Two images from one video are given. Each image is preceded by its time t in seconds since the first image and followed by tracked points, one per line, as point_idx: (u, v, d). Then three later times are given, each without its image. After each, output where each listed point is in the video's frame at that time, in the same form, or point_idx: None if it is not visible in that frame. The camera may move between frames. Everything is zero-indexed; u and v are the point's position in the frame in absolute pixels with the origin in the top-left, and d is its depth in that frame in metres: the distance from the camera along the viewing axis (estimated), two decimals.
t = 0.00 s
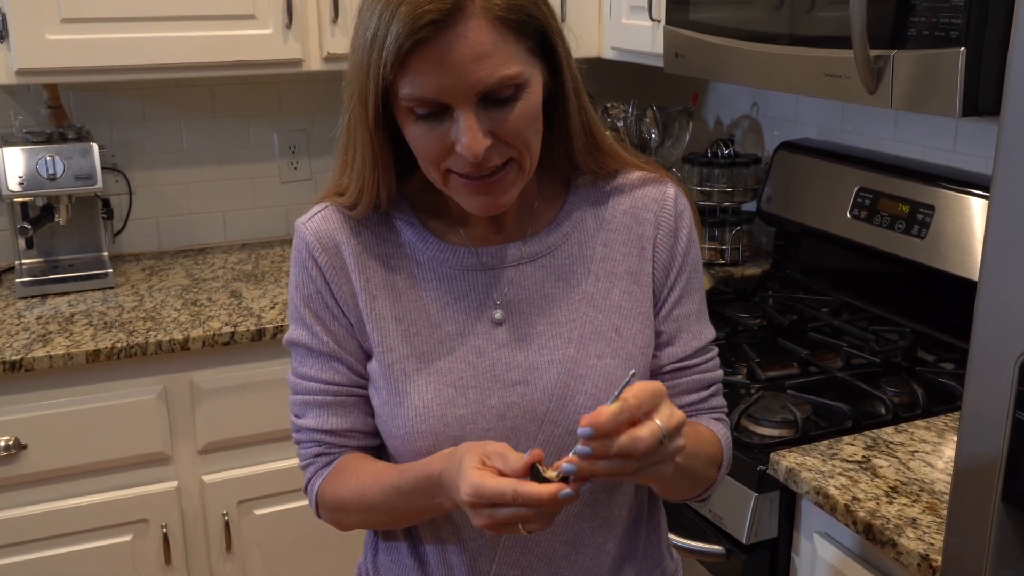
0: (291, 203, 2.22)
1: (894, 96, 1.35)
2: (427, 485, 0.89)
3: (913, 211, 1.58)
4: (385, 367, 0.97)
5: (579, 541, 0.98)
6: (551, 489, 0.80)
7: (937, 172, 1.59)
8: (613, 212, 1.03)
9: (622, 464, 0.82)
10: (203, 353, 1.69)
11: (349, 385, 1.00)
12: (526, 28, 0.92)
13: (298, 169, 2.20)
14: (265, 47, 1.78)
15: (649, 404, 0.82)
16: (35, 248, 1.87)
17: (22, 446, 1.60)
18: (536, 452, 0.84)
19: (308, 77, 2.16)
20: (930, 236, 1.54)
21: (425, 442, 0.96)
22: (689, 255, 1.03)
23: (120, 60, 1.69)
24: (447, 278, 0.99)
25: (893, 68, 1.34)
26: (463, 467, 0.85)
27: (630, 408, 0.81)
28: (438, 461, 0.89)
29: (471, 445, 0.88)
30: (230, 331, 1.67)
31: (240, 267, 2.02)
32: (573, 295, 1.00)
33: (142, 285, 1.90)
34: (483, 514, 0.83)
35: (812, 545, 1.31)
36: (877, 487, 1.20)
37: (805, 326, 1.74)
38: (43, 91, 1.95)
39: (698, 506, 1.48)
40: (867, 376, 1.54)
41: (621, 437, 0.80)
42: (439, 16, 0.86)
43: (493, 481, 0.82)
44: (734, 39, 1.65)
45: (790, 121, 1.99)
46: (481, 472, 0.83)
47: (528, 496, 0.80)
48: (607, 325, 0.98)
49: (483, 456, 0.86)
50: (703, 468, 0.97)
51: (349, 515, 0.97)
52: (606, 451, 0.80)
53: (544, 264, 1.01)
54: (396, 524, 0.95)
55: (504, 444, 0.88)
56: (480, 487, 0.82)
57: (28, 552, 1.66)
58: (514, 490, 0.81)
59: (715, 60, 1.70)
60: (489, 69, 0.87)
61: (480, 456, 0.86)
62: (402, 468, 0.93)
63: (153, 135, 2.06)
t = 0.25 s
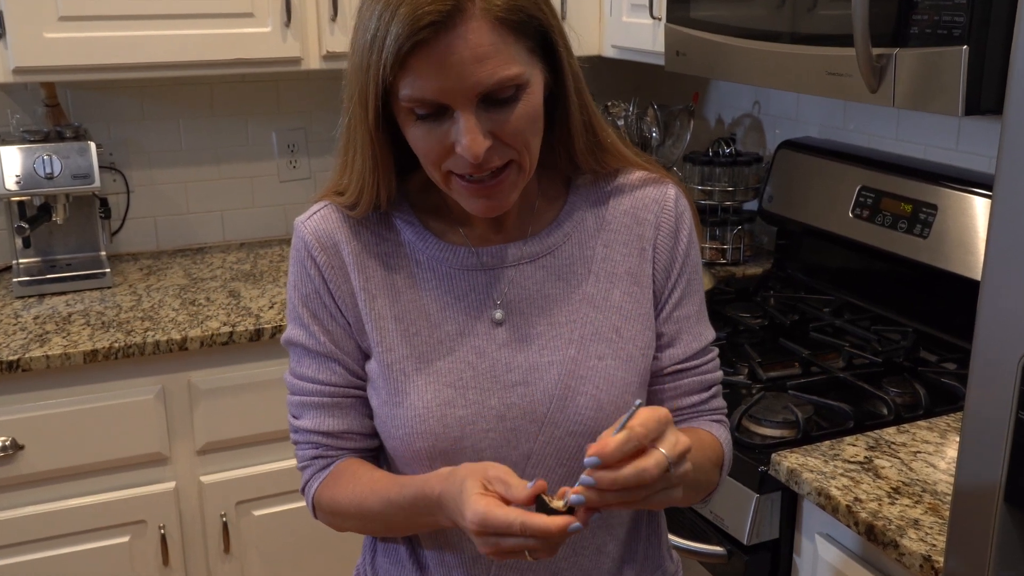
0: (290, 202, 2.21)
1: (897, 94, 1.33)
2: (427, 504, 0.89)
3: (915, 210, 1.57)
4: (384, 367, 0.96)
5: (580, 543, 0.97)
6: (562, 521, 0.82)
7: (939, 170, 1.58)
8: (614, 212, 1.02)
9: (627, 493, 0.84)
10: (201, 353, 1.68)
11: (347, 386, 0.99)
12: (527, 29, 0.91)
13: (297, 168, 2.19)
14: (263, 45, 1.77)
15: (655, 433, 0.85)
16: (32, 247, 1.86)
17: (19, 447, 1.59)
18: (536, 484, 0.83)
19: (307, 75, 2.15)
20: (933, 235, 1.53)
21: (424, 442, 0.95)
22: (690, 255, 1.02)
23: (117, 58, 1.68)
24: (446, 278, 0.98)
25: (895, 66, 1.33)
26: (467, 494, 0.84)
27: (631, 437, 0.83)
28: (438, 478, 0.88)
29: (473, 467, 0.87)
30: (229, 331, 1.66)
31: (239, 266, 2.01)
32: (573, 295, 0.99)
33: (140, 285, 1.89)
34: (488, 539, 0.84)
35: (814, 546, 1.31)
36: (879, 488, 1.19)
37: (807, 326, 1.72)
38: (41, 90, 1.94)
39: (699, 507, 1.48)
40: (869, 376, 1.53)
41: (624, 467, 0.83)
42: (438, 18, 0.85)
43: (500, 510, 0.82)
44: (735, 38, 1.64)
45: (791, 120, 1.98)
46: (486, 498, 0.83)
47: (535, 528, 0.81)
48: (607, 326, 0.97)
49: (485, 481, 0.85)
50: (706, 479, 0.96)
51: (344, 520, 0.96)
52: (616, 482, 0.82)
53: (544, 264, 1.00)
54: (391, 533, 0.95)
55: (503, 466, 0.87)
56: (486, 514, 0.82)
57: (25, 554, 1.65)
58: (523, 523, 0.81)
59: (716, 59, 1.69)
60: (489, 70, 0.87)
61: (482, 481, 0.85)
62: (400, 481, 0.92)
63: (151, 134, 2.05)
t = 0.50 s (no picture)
0: (289, 201, 2.20)
1: (899, 93, 1.32)
2: (429, 508, 0.88)
3: (917, 210, 1.56)
4: (383, 366, 0.95)
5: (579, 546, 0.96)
6: (563, 545, 0.79)
7: (941, 170, 1.57)
8: (614, 213, 1.01)
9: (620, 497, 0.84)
10: (199, 354, 1.67)
11: (347, 386, 0.98)
12: (527, 27, 0.90)
13: (295, 167, 2.18)
14: (262, 44, 1.76)
15: (635, 428, 0.84)
16: (29, 247, 1.85)
17: (16, 447, 1.58)
18: (529, 509, 0.80)
19: (306, 74, 2.14)
20: (935, 235, 1.52)
21: (424, 443, 0.94)
22: (690, 257, 1.02)
23: (114, 57, 1.68)
24: (445, 278, 0.97)
25: (897, 65, 1.32)
26: (473, 500, 0.84)
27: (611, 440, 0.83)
28: (447, 485, 0.87)
29: (479, 473, 0.87)
30: (227, 331, 1.66)
31: (237, 266, 2.00)
32: (573, 296, 0.98)
33: (138, 285, 1.88)
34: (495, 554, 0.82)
35: (815, 548, 1.30)
36: (881, 489, 1.18)
37: (808, 326, 1.72)
38: (38, 88, 1.93)
39: (700, 508, 1.47)
40: (871, 377, 1.52)
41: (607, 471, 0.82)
42: (437, 12, 0.84)
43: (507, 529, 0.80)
44: (736, 36, 1.63)
45: (793, 119, 1.97)
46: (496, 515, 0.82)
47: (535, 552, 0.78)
48: (608, 327, 0.97)
49: (489, 488, 0.85)
50: (703, 484, 0.96)
51: (346, 525, 0.95)
52: (605, 485, 0.82)
53: (544, 266, 0.99)
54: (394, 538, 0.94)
55: (507, 471, 0.87)
56: (494, 536, 0.80)
57: (21, 556, 1.64)
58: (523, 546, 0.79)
59: (717, 58, 1.68)
60: (487, 66, 0.86)
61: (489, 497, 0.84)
62: (406, 487, 0.91)
63: (149, 133, 2.04)
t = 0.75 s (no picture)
0: (287, 201, 2.19)
1: (902, 92, 1.32)
2: (444, 495, 0.87)
3: (920, 209, 1.55)
4: (386, 365, 0.94)
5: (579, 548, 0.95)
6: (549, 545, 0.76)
7: (943, 168, 1.56)
8: (614, 212, 1.00)
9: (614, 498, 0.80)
10: (197, 354, 1.66)
11: (359, 381, 0.96)
12: (521, 25, 0.89)
13: (294, 166, 2.17)
14: (260, 42, 1.75)
15: (632, 432, 0.81)
16: (26, 246, 1.84)
17: (13, 448, 1.57)
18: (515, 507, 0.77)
19: (304, 72, 2.13)
20: (938, 234, 1.51)
21: (429, 442, 0.93)
22: (690, 257, 1.01)
23: (112, 55, 1.67)
24: (446, 277, 0.97)
25: (899, 63, 1.31)
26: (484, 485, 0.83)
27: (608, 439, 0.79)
28: (471, 471, 0.86)
29: (497, 454, 0.85)
30: (225, 331, 1.65)
31: (235, 265, 1.99)
32: (573, 294, 0.97)
33: (136, 284, 1.87)
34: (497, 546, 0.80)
35: (817, 549, 1.29)
36: (883, 490, 1.17)
37: (810, 326, 1.71)
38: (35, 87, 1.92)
39: (701, 509, 1.46)
40: (873, 377, 1.51)
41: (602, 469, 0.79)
42: (428, 11, 0.83)
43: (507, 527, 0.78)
44: (737, 34, 1.62)
45: (794, 118, 1.96)
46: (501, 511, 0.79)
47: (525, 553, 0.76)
48: (609, 326, 0.96)
49: (496, 475, 0.83)
50: (695, 489, 0.95)
51: (372, 525, 0.93)
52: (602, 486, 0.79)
53: (544, 264, 0.98)
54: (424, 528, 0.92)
55: (518, 450, 0.85)
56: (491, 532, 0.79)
57: (18, 557, 1.63)
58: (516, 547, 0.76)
59: (717, 56, 1.67)
60: (480, 64, 0.85)
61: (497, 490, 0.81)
62: (427, 473, 0.90)
63: (147, 132, 2.04)
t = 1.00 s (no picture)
0: (286, 200, 2.18)
1: (903, 92, 1.31)
2: (449, 485, 0.86)
3: (922, 209, 1.54)
4: (387, 362, 0.93)
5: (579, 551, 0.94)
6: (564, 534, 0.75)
7: (945, 168, 1.55)
8: (614, 210, 0.99)
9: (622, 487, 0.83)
10: (195, 354, 1.65)
11: (360, 378, 0.95)
12: (521, 17, 0.88)
13: (293, 165, 2.16)
14: (258, 41, 1.75)
15: (645, 419, 0.82)
16: (23, 246, 1.83)
17: (9, 449, 1.56)
18: (525, 504, 0.75)
19: (303, 71, 2.12)
20: (940, 234, 1.50)
21: (431, 439, 0.92)
22: (691, 255, 1.00)
23: (109, 54, 1.66)
24: (445, 275, 0.96)
25: (901, 62, 1.30)
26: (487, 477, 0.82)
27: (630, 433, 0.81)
28: (472, 456, 0.85)
29: (495, 439, 0.84)
30: (223, 331, 1.64)
31: (234, 265, 1.98)
32: (573, 293, 0.96)
33: (133, 285, 1.86)
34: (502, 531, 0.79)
35: (819, 551, 1.28)
36: (885, 492, 1.16)
37: (812, 326, 1.70)
38: (32, 86, 1.91)
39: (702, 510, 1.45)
40: (875, 378, 1.50)
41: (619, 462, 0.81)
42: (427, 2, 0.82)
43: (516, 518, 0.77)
44: (738, 33, 1.61)
45: (795, 117, 1.95)
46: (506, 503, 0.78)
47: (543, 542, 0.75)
48: (610, 324, 0.95)
49: (497, 467, 0.81)
50: (701, 484, 0.94)
51: (374, 521, 0.92)
52: (611, 474, 0.80)
53: (545, 263, 0.97)
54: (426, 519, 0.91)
55: (517, 437, 0.83)
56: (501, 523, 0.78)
57: (15, 559, 1.63)
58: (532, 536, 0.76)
59: (718, 55, 1.66)
60: (479, 56, 0.84)
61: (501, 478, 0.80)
62: (427, 462, 0.89)
63: (145, 131, 2.03)
